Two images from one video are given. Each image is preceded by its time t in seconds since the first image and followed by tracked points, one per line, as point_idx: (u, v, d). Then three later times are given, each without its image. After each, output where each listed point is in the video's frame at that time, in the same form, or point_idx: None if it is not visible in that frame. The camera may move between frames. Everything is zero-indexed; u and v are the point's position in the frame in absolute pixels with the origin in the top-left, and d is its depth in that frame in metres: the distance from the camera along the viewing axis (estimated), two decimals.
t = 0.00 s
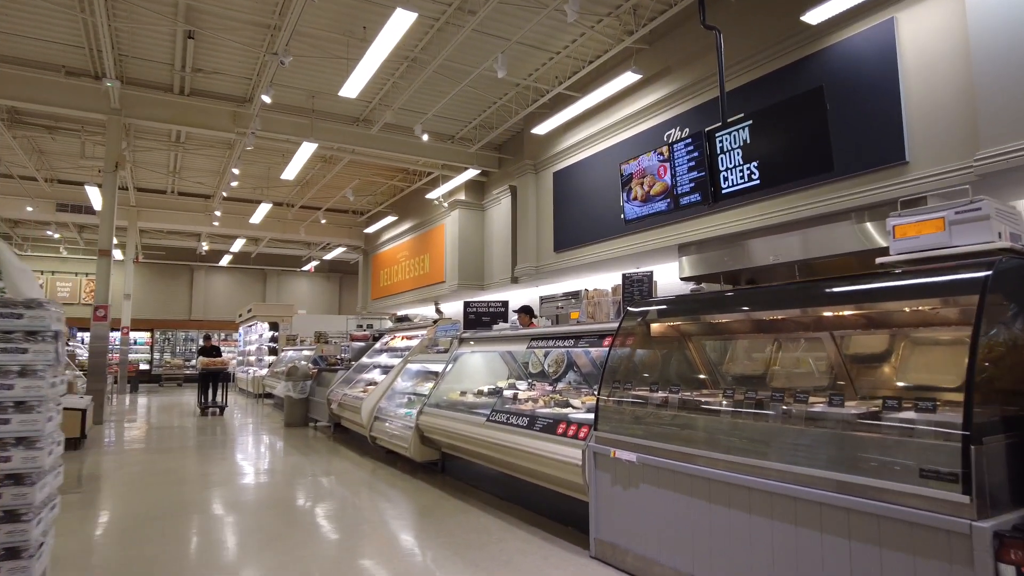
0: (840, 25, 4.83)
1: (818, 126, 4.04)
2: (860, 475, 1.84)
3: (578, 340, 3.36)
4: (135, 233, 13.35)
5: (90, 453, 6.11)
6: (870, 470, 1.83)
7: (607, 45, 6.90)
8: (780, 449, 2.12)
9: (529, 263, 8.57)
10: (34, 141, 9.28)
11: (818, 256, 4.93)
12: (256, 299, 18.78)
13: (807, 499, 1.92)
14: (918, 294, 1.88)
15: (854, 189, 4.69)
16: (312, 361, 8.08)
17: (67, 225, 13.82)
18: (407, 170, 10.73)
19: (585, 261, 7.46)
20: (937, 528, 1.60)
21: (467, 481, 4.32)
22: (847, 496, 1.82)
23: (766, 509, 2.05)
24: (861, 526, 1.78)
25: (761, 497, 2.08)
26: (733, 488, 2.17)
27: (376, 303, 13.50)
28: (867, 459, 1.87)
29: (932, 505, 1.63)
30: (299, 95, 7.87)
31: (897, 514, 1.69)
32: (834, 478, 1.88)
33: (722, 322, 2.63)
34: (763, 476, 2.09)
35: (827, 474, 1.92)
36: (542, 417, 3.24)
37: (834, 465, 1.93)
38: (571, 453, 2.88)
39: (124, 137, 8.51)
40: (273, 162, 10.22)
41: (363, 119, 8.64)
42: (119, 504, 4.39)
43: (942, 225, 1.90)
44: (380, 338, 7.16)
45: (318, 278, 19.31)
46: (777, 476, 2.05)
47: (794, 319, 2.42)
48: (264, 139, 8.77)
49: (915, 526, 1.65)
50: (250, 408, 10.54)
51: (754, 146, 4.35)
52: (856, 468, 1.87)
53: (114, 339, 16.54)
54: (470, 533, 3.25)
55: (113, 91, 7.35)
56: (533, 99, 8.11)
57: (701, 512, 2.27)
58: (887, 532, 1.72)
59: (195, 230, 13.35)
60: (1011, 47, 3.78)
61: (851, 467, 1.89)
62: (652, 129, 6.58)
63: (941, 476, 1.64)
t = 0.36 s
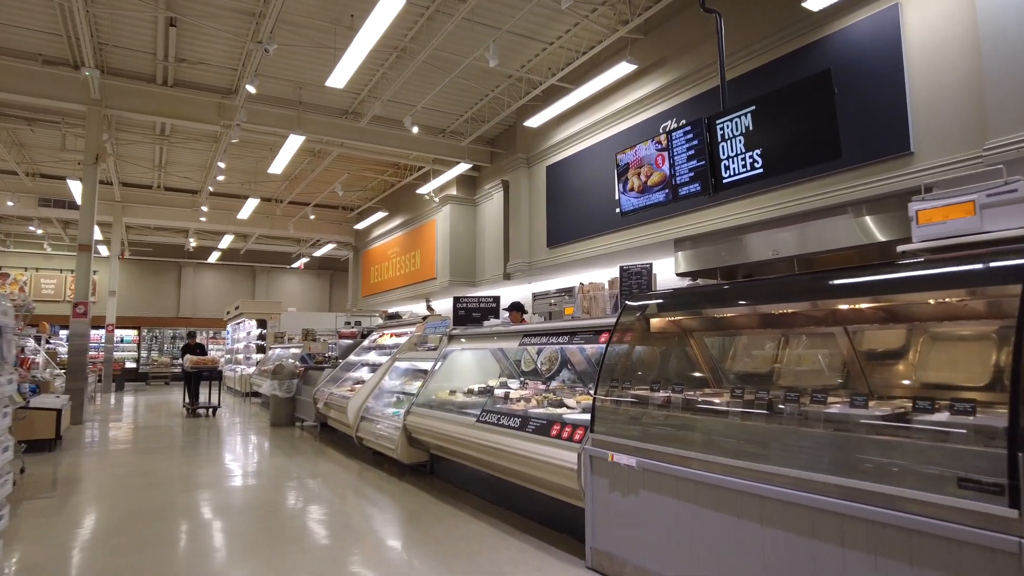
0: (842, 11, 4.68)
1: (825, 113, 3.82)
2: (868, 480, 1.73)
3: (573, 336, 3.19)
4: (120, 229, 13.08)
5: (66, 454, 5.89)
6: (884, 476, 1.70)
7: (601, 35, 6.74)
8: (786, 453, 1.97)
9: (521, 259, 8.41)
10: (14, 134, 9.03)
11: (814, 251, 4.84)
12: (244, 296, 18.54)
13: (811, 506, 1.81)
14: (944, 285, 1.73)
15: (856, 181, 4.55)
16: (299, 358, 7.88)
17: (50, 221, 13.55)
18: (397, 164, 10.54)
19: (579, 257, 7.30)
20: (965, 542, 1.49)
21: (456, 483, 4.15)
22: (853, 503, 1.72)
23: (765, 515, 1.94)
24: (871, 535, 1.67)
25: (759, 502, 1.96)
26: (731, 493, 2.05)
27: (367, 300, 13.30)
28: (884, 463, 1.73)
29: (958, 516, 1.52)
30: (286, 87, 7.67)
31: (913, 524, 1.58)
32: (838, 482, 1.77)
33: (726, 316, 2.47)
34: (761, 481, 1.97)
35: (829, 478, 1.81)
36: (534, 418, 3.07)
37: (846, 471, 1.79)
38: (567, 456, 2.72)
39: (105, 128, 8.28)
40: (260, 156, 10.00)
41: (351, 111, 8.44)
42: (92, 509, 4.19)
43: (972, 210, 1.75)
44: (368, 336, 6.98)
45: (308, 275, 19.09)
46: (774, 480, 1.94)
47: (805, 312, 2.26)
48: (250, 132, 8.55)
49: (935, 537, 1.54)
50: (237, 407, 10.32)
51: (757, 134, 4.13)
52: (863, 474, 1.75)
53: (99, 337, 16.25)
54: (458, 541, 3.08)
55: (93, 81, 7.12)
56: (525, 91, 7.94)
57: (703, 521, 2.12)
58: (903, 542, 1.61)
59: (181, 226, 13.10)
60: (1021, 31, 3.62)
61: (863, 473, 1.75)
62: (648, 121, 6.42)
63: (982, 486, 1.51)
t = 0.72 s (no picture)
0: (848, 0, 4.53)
1: (837, 100, 3.70)
2: (882, 492, 1.58)
3: (571, 336, 3.03)
4: (109, 226, 12.86)
5: (46, 457, 5.70)
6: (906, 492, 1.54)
7: (599, 27, 6.59)
8: (794, 464, 1.81)
9: (517, 256, 8.23)
10: None
11: (817, 248, 4.68)
12: (236, 294, 18.35)
13: (811, 517, 1.65)
14: (981, 280, 1.57)
15: (862, 176, 4.39)
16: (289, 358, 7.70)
17: (38, 218, 13.32)
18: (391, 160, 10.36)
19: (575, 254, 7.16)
20: (986, 562, 1.33)
21: (448, 489, 4.00)
22: (858, 516, 1.56)
23: (761, 527, 1.78)
24: (877, 552, 1.52)
25: (753, 513, 1.81)
26: (722, 503, 1.89)
27: (360, 299, 13.13)
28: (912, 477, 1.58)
29: (979, 534, 1.36)
30: (276, 80, 7.50)
31: (927, 542, 1.43)
32: (844, 494, 1.62)
33: (736, 315, 2.32)
34: (759, 490, 1.81)
35: (835, 489, 1.65)
36: (531, 423, 2.93)
37: (864, 485, 1.63)
38: (565, 465, 2.55)
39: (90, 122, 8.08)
40: (250, 151, 9.81)
41: (343, 106, 8.27)
42: (67, 514, 4.01)
43: (1015, 197, 1.60)
44: (359, 335, 6.81)
45: (301, 273, 18.91)
46: (773, 489, 1.78)
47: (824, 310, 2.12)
48: (239, 126, 8.36)
49: (953, 557, 1.39)
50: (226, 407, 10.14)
51: (765, 123, 3.98)
52: (882, 489, 1.60)
53: (89, 336, 16.01)
54: (448, 553, 2.91)
55: (76, 72, 6.92)
56: (521, 85, 7.78)
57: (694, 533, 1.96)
58: (916, 563, 1.45)
59: (171, 223, 12.89)
60: None
61: (888, 489, 1.59)
62: (646, 116, 6.26)
63: None
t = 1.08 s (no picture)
0: None
1: (857, 82, 3.56)
2: (917, 505, 1.43)
3: (576, 332, 2.86)
4: (98, 222, 12.63)
5: (28, 458, 5.50)
6: (943, 500, 1.39)
7: (599, 16, 6.41)
8: (812, 469, 1.67)
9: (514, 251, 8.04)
10: None
11: (826, 242, 4.53)
12: (230, 291, 18.12)
13: (827, 528, 1.52)
14: None
15: (874, 166, 4.23)
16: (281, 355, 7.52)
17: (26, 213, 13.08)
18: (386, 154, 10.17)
19: (574, 249, 7.01)
20: None
21: (444, 491, 3.84)
22: (881, 527, 1.43)
23: (768, 535, 1.65)
24: (902, 566, 1.39)
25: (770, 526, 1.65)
26: (736, 514, 1.74)
27: (355, 295, 12.95)
28: (952, 486, 1.42)
29: None
30: (268, 70, 7.31)
31: (968, 560, 1.28)
32: (870, 505, 1.48)
33: (755, 308, 2.16)
34: (767, 497, 1.68)
35: (857, 499, 1.51)
36: (532, 425, 2.77)
37: (898, 493, 1.47)
38: (572, 471, 2.37)
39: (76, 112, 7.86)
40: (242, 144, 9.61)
41: (337, 97, 8.07)
42: (45, 518, 3.82)
43: None
44: (353, 332, 6.62)
45: (295, 270, 18.71)
46: (784, 497, 1.65)
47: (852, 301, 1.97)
48: (230, 118, 8.16)
49: None
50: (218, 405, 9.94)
51: (779, 108, 3.83)
52: (914, 497, 1.45)
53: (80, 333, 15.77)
54: (443, 561, 2.74)
55: (60, 60, 6.70)
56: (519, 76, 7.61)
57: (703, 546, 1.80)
58: None
59: (162, 218, 12.66)
60: None
61: (927, 501, 1.42)
62: (648, 106, 6.09)
63: None
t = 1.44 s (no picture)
0: None
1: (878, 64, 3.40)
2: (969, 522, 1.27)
3: (582, 330, 2.69)
4: (93, 218, 12.45)
5: (14, 460, 5.34)
6: (1004, 520, 1.22)
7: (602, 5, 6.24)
8: (847, 481, 1.50)
9: (515, 248, 7.88)
10: None
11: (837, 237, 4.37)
12: (227, 288, 17.96)
13: (858, 546, 1.37)
14: None
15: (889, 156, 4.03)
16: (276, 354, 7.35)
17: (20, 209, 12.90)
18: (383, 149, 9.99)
19: (575, 245, 6.85)
20: None
21: (442, 496, 3.68)
22: (925, 548, 1.28)
23: (787, 550, 1.51)
24: None
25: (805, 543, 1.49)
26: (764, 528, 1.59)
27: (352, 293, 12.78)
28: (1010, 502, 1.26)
29: None
30: (263, 63, 7.15)
31: None
32: (916, 522, 1.32)
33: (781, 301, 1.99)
34: (787, 509, 1.54)
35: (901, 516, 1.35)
36: (537, 429, 2.61)
37: (951, 510, 1.30)
38: (581, 480, 2.20)
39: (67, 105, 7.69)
40: (238, 138, 9.44)
41: (334, 90, 7.91)
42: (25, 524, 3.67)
43: None
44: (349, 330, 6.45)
45: (292, 267, 18.53)
46: (818, 512, 1.49)
47: (892, 294, 1.81)
48: (225, 112, 7.99)
49: None
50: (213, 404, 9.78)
51: (800, 92, 3.75)
52: (964, 515, 1.29)
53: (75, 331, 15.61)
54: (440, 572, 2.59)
55: (48, 51, 6.53)
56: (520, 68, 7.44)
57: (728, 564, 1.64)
58: None
59: (157, 214, 12.50)
60: None
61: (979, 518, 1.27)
62: (653, 98, 5.93)
63: None
